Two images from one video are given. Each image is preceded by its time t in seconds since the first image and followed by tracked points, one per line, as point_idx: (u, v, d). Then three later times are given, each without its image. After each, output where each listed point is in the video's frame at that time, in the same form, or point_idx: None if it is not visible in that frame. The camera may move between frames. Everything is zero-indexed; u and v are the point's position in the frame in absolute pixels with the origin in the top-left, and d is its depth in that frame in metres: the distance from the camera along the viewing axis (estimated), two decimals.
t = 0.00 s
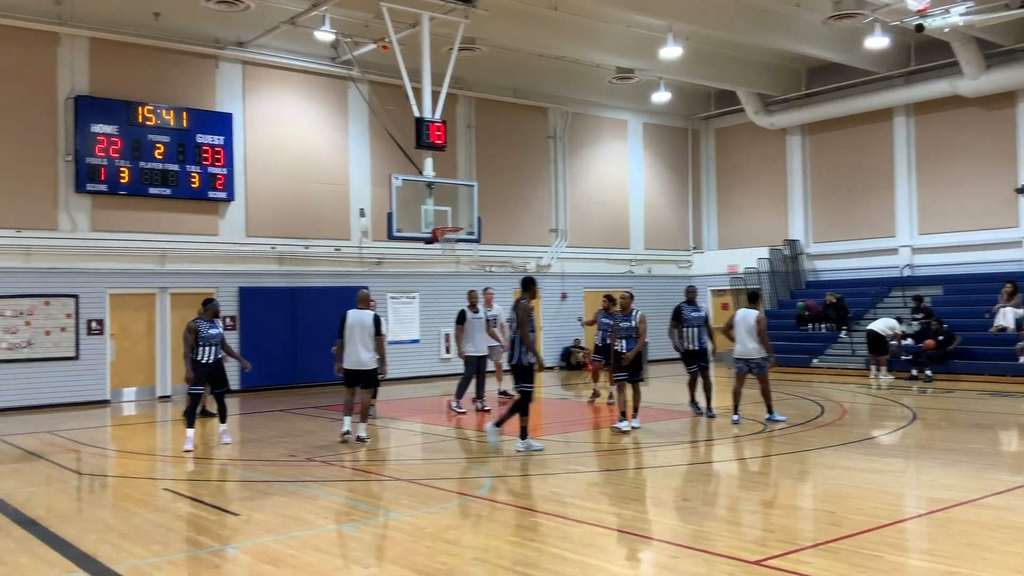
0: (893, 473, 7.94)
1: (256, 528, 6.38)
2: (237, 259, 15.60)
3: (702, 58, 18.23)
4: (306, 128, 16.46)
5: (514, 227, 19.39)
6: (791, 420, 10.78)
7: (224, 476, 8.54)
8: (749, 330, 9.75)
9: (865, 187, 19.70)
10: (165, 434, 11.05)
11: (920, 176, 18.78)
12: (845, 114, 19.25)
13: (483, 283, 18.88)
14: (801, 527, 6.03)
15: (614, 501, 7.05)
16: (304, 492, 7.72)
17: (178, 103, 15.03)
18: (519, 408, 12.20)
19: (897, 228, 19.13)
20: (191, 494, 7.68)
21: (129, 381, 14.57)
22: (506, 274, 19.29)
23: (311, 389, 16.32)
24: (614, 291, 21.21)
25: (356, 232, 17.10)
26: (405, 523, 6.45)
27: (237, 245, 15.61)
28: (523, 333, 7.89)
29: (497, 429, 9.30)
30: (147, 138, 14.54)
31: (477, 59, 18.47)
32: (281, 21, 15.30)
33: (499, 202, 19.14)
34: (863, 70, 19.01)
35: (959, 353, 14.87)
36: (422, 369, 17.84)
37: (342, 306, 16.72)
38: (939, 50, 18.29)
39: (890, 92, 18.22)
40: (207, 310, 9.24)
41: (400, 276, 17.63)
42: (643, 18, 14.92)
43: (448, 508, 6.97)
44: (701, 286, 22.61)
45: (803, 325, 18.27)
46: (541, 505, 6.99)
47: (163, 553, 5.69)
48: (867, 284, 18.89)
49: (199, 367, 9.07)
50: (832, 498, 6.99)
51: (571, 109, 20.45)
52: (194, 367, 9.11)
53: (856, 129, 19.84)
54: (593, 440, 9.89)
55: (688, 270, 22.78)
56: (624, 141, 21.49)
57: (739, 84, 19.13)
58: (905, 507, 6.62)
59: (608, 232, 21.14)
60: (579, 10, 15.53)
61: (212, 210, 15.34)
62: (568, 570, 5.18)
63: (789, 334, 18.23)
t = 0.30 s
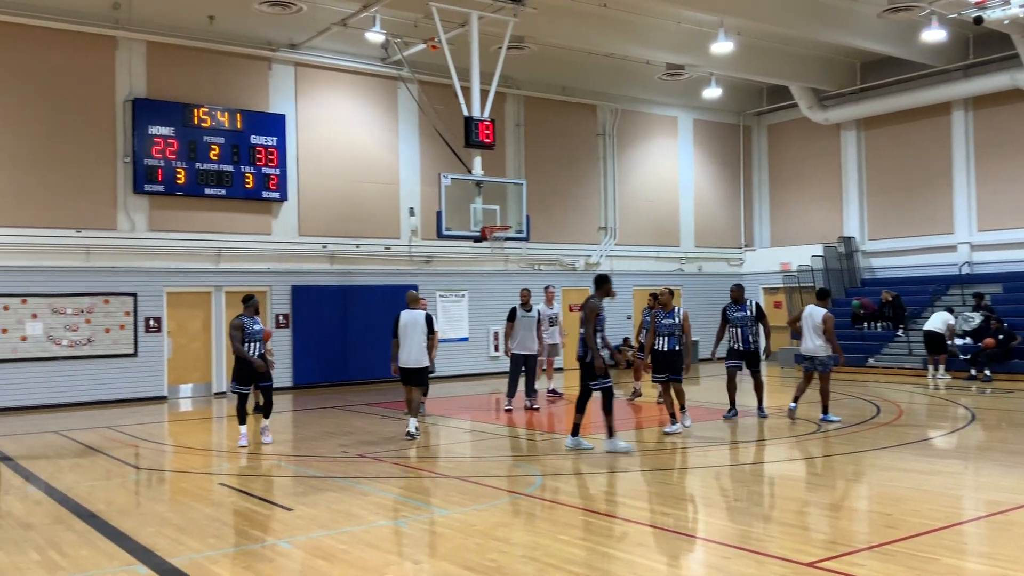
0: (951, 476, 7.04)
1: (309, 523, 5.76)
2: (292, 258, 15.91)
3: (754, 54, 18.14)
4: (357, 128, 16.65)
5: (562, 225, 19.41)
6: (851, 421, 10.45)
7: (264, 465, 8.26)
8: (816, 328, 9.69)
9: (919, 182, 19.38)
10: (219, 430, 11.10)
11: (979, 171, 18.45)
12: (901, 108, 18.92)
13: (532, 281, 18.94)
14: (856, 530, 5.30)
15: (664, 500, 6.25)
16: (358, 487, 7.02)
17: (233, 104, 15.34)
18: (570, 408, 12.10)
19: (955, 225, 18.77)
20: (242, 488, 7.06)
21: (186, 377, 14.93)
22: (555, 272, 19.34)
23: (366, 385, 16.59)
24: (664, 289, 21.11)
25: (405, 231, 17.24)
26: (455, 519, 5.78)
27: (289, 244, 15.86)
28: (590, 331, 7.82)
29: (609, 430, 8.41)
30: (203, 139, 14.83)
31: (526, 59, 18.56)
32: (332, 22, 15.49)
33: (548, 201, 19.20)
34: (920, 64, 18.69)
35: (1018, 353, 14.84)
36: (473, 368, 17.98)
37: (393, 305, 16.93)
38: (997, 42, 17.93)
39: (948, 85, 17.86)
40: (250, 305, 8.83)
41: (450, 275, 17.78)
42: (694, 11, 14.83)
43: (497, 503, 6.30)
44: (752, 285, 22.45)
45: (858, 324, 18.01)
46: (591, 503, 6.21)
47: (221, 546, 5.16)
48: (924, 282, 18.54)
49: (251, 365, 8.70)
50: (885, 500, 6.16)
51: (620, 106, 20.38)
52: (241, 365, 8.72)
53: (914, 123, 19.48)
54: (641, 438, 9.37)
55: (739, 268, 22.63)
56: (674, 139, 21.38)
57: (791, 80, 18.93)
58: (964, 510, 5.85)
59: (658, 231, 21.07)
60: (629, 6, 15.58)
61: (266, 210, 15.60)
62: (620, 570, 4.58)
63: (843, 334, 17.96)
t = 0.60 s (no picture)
0: (968, 478, 6.98)
1: (322, 522, 5.80)
2: (305, 259, 15.92)
3: (769, 54, 18.10)
4: (371, 129, 16.70)
5: (575, 226, 19.39)
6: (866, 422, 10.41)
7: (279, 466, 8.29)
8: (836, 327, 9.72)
9: (935, 182, 19.28)
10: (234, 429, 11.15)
11: (996, 171, 18.35)
12: (917, 108, 18.80)
13: (545, 282, 18.91)
14: (872, 532, 5.26)
15: (679, 501, 6.24)
16: (370, 487, 7.05)
17: (247, 106, 15.40)
18: (583, 408, 12.10)
19: (972, 225, 18.66)
20: (257, 488, 7.10)
21: (200, 378, 15.02)
22: (569, 273, 19.33)
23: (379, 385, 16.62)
24: (678, 289, 21.06)
25: (419, 232, 17.29)
26: (468, 520, 5.78)
27: (303, 245, 15.89)
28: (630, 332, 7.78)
29: (645, 434, 8.35)
30: (218, 140, 14.91)
31: (540, 60, 18.57)
32: (346, 24, 15.53)
33: (562, 201, 19.19)
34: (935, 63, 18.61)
35: None
36: (486, 368, 18.00)
37: (405, 306, 16.93)
38: (1013, 41, 17.86)
39: (964, 85, 17.76)
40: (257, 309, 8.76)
41: (463, 275, 17.81)
42: (709, 12, 14.82)
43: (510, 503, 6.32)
44: (767, 285, 22.38)
45: (874, 324, 17.91)
46: (601, 504, 6.21)
47: (238, 546, 5.18)
48: (941, 283, 18.43)
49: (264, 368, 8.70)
50: (900, 501, 6.12)
51: (633, 106, 20.34)
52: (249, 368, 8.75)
53: (929, 122, 19.38)
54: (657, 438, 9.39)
55: (754, 269, 22.57)
56: (688, 139, 21.32)
57: (806, 79, 18.86)
58: (980, 512, 5.79)
59: (672, 231, 21.02)
60: (644, 6, 15.60)
61: (280, 211, 15.65)
62: (631, 572, 4.56)
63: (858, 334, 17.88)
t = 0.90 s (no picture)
0: (968, 479, 6.99)
1: (321, 523, 5.80)
2: (304, 260, 15.92)
3: (769, 55, 18.09)
4: (371, 130, 16.71)
5: (575, 227, 19.40)
6: (864, 423, 10.43)
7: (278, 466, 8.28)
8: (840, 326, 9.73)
9: (934, 182, 19.28)
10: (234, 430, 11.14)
11: (995, 172, 18.36)
12: (916, 108, 18.81)
13: (545, 282, 18.92)
14: (871, 532, 5.27)
15: (679, 502, 6.24)
16: (370, 488, 7.04)
17: (246, 106, 15.40)
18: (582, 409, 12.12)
19: (971, 225, 18.67)
20: (256, 488, 7.09)
21: (200, 378, 15.00)
22: (569, 274, 19.34)
23: (378, 386, 16.60)
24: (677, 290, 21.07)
25: (419, 233, 17.29)
26: (467, 521, 5.77)
27: (303, 246, 15.89)
28: (670, 330, 7.82)
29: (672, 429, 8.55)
30: (218, 141, 14.91)
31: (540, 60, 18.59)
32: (346, 25, 15.53)
33: (561, 202, 19.19)
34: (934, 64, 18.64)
35: None
36: (486, 369, 18.00)
37: (405, 307, 16.92)
38: (1013, 42, 17.88)
39: (964, 85, 17.77)
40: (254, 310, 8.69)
41: (463, 276, 17.81)
42: (710, 13, 14.85)
43: (508, 504, 6.32)
44: (767, 286, 22.38)
45: (874, 325, 17.92)
46: (601, 504, 6.22)
47: (237, 547, 5.18)
48: (940, 284, 18.44)
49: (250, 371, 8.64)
50: (900, 502, 6.13)
51: (633, 107, 20.35)
52: (237, 369, 8.58)
53: (928, 123, 19.39)
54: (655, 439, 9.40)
55: (753, 270, 22.58)
56: (688, 139, 21.33)
57: (806, 79, 18.87)
58: (980, 513, 5.79)
59: (672, 232, 21.02)
60: (645, 7, 15.64)
61: (279, 211, 15.66)
62: (631, 572, 4.56)
63: (858, 335, 17.89)
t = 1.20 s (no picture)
0: (967, 479, 7.00)
1: (320, 523, 5.79)
2: (303, 260, 15.92)
3: (768, 55, 18.10)
4: (371, 130, 16.72)
5: (575, 227, 19.41)
6: (863, 423, 10.45)
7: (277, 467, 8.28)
8: (839, 325, 9.75)
9: (934, 183, 19.29)
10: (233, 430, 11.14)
11: (994, 172, 18.37)
12: (916, 109, 18.81)
13: (545, 283, 18.93)
14: (870, 533, 5.28)
15: (679, 502, 6.25)
16: (370, 489, 7.04)
17: (246, 107, 15.40)
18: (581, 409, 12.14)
19: (970, 225, 18.67)
20: (255, 489, 7.09)
21: (199, 379, 15.00)
22: (568, 274, 19.35)
23: (378, 386, 16.60)
24: (677, 291, 21.07)
25: (418, 233, 17.30)
26: (466, 521, 5.77)
27: (302, 246, 15.89)
28: (702, 330, 7.81)
29: (707, 437, 8.27)
30: (217, 142, 14.91)
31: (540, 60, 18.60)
32: (345, 25, 15.54)
33: (561, 203, 19.20)
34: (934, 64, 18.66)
35: None
36: (486, 370, 17.99)
37: (404, 308, 16.92)
38: (1013, 42, 17.90)
39: (964, 86, 17.79)
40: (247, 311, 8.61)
41: (463, 276, 17.81)
42: (709, 13, 14.86)
43: (507, 504, 6.31)
44: (766, 286, 22.39)
45: (874, 325, 17.92)
46: (600, 505, 6.22)
47: (236, 548, 5.17)
48: (940, 284, 18.45)
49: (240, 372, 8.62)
50: (900, 502, 6.13)
51: (633, 107, 20.37)
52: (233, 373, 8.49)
53: (928, 124, 19.39)
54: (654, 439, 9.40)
55: (753, 270, 22.59)
56: (688, 140, 21.34)
57: (806, 79, 18.87)
58: (979, 513, 5.79)
59: (671, 232, 21.03)
60: (644, 8, 15.66)
61: (279, 212, 15.66)
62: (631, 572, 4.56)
63: (857, 335, 17.90)
